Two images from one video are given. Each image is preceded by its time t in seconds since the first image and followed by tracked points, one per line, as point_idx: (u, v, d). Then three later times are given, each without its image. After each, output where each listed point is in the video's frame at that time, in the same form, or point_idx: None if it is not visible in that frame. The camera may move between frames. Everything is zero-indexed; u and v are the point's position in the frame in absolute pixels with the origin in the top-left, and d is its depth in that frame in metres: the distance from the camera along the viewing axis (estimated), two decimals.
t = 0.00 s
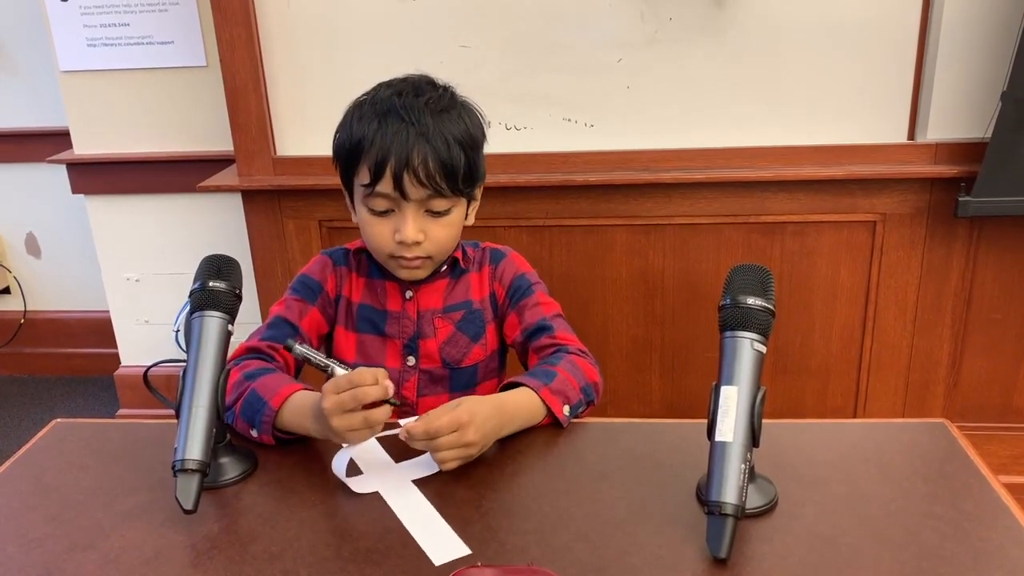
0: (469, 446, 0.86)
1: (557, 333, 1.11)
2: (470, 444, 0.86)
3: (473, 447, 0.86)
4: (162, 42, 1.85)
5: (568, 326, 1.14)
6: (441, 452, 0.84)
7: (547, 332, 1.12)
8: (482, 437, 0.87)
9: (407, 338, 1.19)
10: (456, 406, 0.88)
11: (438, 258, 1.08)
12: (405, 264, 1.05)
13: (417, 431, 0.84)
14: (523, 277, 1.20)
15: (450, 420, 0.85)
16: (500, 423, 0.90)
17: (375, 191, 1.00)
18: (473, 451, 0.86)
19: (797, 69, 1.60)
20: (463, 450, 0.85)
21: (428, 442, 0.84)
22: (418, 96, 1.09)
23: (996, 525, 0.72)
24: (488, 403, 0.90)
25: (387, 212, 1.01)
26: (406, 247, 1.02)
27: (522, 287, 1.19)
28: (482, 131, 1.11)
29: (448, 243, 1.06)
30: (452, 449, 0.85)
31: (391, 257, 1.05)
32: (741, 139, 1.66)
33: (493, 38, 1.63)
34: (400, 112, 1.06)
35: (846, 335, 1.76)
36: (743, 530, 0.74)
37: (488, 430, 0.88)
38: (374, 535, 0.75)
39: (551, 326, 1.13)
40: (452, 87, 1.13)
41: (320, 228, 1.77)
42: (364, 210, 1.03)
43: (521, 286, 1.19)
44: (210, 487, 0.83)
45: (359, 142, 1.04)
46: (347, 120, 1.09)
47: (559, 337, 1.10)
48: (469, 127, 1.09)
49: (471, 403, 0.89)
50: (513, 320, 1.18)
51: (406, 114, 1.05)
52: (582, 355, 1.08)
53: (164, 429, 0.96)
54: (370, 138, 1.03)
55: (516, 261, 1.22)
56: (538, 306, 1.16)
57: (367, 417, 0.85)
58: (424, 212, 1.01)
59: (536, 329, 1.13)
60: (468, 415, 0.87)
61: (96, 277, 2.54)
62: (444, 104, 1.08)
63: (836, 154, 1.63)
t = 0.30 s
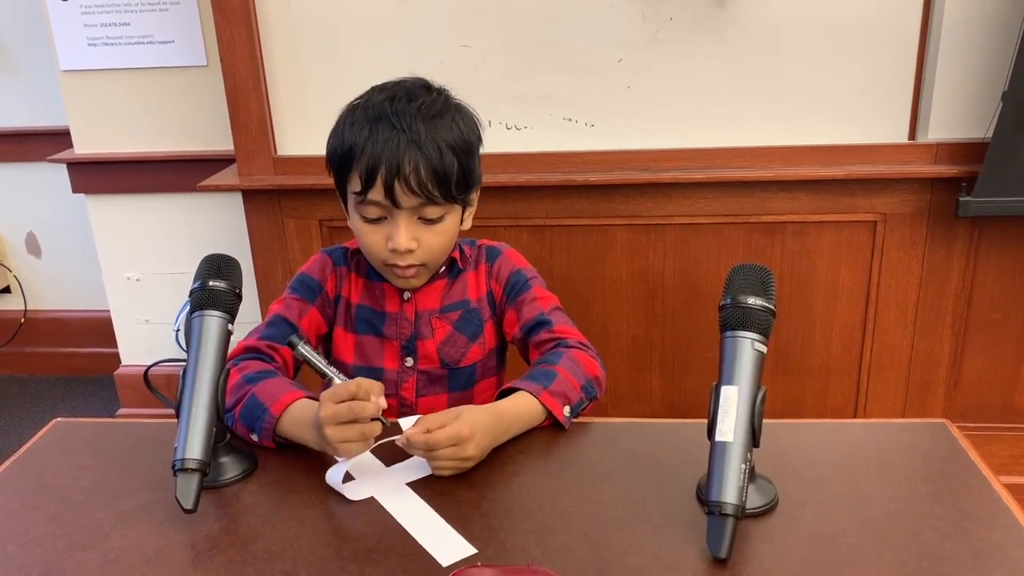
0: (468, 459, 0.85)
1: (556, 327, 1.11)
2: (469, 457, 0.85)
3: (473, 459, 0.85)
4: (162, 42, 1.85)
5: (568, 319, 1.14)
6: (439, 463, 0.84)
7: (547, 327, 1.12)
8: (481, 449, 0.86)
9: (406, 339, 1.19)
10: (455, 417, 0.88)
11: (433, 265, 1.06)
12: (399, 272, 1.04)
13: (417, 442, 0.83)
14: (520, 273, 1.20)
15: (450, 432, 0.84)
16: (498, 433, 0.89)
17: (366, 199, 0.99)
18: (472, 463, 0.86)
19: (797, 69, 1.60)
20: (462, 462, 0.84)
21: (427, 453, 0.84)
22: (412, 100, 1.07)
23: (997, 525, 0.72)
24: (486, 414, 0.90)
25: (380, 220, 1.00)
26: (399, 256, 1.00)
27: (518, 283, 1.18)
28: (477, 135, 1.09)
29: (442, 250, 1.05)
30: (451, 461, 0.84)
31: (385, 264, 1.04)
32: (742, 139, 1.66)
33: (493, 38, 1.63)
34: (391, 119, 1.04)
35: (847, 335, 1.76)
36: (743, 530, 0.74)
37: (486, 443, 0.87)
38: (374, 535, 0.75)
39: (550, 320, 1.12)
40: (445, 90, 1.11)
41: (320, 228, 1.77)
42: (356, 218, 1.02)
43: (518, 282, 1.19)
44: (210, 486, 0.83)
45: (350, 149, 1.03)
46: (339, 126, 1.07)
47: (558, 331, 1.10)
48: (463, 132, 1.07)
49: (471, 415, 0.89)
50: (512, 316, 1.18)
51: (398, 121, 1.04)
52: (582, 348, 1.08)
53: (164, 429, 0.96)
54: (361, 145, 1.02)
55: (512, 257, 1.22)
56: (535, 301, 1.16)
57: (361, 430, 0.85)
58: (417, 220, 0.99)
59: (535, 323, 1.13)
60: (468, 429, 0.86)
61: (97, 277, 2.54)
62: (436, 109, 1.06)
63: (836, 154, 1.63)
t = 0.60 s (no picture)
0: (468, 459, 0.85)
1: (559, 326, 1.11)
2: (469, 456, 0.85)
3: (472, 459, 0.85)
4: (163, 39, 1.85)
5: (570, 318, 1.14)
6: (439, 463, 0.84)
7: (549, 326, 1.11)
8: (480, 448, 0.86)
9: (406, 341, 1.19)
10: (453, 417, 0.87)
11: (430, 268, 1.06)
12: (397, 276, 1.04)
13: (417, 443, 0.83)
14: (521, 272, 1.19)
15: (450, 432, 0.84)
16: (495, 432, 0.89)
17: (362, 203, 0.99)
18: (472, 463, 0.85)
19: (798, 67, 1.60)
20: (462, 461, 0.84)
21: (426, 453, 0.84)
22: (408, 102, 1.07)
23: (999, 524, 0.72)
24: (484, 413, 0.90)
25: (377, 224, 1.00)
26: (396, 259, 1.00)
27: (519, 283, 1.18)
28: (475, 136, 1.09)
29: (440, 253, 1.05)
30: (451, 461, 0.84)
31: (382, 269, 1.04)
32: (742, 137, 1.65)
33: (494, 36, 1.63)
34: (387, 121, 1.04)
35: (848, 334, 1.76)
36: (744, 528, 0.74)
37: (485, 443, 0.87)
38: (375, 533, 0.75)
39: (552, 319, 1.12)
40: (442, 90, 1.10)
41: (321, 226, 1.77)
42: (353, 222, 1.02)
43: (519, 282, 1.18)
44: (210, 484, 0.83)
45: (346, 152, 1.03)
46: (335, 128, 1.07)
47: (560, 331, 1.10)
48: (460, 133, 1.06)
49: (468, 414, 0.88)
50: (513, 316, 1.18)
51: (394, 123, 1.03)
52: (585, 347, 1.08)
53: (164, 426, 0.96)
54: (357, 147, 1.02)
55: (512, 256, 1.22)
56: (537, 300, 1.15)
57: (365, 441, 0.83)
58: (414, 224, 0.99)
59: (537, 323, 1.13)
60: (467, 429, 0.85)
61: (98, 274, 2.54)
62: (433, 111, 1.06)
63: (837, 153, 1.63)
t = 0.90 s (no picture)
0: (467, 458, 0.85)
1: (558, 326, 1.11)
2: (469, 455, 0.85)
3: (471, 458, 0.85)
4: (163, 36, 1.85)
5: (569, 318, 1.14)
6: (439, 463, 0.83)
7: (548, 326, 1.11)
8: (479, 447, 0.86)
9: (403, 341, 1.19)
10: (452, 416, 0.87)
11: (428, 270, 1.06)
12: (394, 279, 1.04)
13: (417, 444, 0.83)
14: (519, 271, 1.19)
15: (450, 433, 0.84)
16: (493, 429, 0.89)
17: (357, 205, 0.98)
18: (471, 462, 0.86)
19: (799, 65, 1.60)
20: (461, 461, 0.84)
21: (426, 453, 0.83)
22: (400, 101, 1.06)
23: (998, 523, 0.72)
24: (482, 410, 0.90)
25: (373, 226, 0.99)
26: (393, 261, 1.00)
27: (518, 282, 1.18)
28: (469, 134, 1.09)
29: (436, 254, 1.04)
30: (451, 461, 0.84)
31: (379, 272, 1.03)
32: (743, 134, 1.65)
33: (494, 33, 1.63)
34: (380, 121, 1.03)
35: (847, 332, 1.76)
36: (744, 526, 0.74)
37: (484, 441, 0.87)
38: (374, 531, 0.75)
39: (552, 319, 1.12)
40: (434, 90, 1.10)
41: (321, 223, 1.77)
42: (349, 225, 1.01)
43: (517, 281, 1.18)
44: (209, 481, 0.83)
45: (340, 153, 1.02)
46: (327, 130, 1.07)
47: (559, 331, 1.10)
48: (454, 132, 1.06)
49: (467, 413, 0.88)
50: (511, 316, 1.17)
51: (386, 122, 1.03)
52: (585, 347, 1.08)
53: (163, 424, 0.96)
54: (350, 148, 1.01)
55: (510, 255, 1.22)
56: (536, 300, 1.15)
57: (368, 443, 0.83)
58: (411, 224, 0.99)
59: (536, 323, 1.13)
60: (467, 429, 0.85)
61: (97, 271, 2.53)
62: (426, 110, 1.06)
63: (838, 150, 1.63)
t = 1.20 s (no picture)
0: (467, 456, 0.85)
1: (557, 323, 1.11)
2: (468, 453, 0.85)
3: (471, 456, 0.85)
4: (161, 32, 1.84)
5: (567, 315, 1.13)
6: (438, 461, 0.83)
7: (547, 323, 1.11)
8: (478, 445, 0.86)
9: (401, 338, 1.18)
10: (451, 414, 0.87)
11: (426, 268, 1.06)
12: (392, 278, 1.04)
13: (416, 441, 0.83)
14: (518, 268, 1.19)
15: (449, 431, 0.84)
16: (492, 427, 0.89)
17: (355, 204, 0.98)
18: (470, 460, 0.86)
19: (799, 61, 1.59)
20: (461, 459, 0.84)
21: (425, 451, 0.83)
22: (397, 99, 1.06)
23: (998, 520, 0.72)
24: (481, 407, 0.89)
25: (371, 225, 0.99)
26: (391, 260, 1.00)
27: (517, 279, 1.18)
28: (466, 132, 1.08)
29: (434, 253, 1.04)
30: (450, 460, 0.84)
31: (377, 271, 1.03)
32: (743, 131, 1.65)
33: (493, 29, 1.62)
34: (377, 119, 1.03)
35: (847, 328, 1.76)
36: (743, 523, 0.73)
37: (483, 439, 0.87)
38: (372, 528, 0.75)
39: (551, 316, 1.12)
40: (431, 87, 1.10)
41: (319, 220, 1.77)
42: (347, 224, 1.01)
43: (516, 278, 1.18)
44: (207, 478, 0.83)
45: (337, 152, 1.02)
46: (324, 128, 1.06)
47: (558, 328, 1.10)
48: (452, 130, 1.06)
49: (466, 410, 0.88)
50: (511, 313, 1.17)
51: (383, 120, 1.02)
52: (584, 344, 1.08)
53: (160, 421, 0.96)
54: (347, 147, 1.01)
55: (508, 252, 1.22)
56: (534, 297, 1.15)
57: (366, 440, 0.83)
58: (408, 223, 0.99)
59: (535, 320, 1.13)
60: (467, 426, 0.85)
61: (96, 268, 2.53)
62: (423, 108, 1.05)
63: (838, 147, 1.62)
